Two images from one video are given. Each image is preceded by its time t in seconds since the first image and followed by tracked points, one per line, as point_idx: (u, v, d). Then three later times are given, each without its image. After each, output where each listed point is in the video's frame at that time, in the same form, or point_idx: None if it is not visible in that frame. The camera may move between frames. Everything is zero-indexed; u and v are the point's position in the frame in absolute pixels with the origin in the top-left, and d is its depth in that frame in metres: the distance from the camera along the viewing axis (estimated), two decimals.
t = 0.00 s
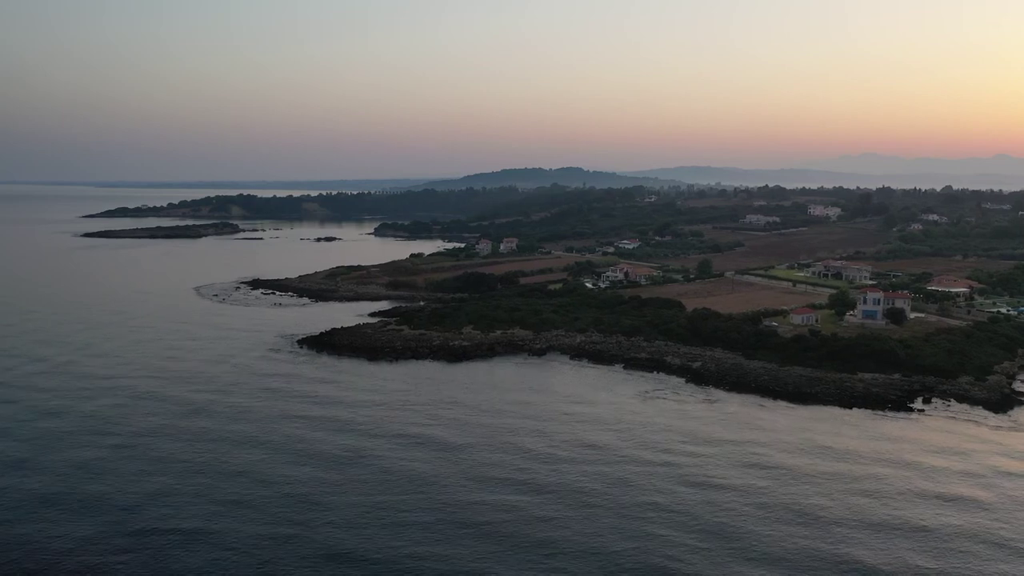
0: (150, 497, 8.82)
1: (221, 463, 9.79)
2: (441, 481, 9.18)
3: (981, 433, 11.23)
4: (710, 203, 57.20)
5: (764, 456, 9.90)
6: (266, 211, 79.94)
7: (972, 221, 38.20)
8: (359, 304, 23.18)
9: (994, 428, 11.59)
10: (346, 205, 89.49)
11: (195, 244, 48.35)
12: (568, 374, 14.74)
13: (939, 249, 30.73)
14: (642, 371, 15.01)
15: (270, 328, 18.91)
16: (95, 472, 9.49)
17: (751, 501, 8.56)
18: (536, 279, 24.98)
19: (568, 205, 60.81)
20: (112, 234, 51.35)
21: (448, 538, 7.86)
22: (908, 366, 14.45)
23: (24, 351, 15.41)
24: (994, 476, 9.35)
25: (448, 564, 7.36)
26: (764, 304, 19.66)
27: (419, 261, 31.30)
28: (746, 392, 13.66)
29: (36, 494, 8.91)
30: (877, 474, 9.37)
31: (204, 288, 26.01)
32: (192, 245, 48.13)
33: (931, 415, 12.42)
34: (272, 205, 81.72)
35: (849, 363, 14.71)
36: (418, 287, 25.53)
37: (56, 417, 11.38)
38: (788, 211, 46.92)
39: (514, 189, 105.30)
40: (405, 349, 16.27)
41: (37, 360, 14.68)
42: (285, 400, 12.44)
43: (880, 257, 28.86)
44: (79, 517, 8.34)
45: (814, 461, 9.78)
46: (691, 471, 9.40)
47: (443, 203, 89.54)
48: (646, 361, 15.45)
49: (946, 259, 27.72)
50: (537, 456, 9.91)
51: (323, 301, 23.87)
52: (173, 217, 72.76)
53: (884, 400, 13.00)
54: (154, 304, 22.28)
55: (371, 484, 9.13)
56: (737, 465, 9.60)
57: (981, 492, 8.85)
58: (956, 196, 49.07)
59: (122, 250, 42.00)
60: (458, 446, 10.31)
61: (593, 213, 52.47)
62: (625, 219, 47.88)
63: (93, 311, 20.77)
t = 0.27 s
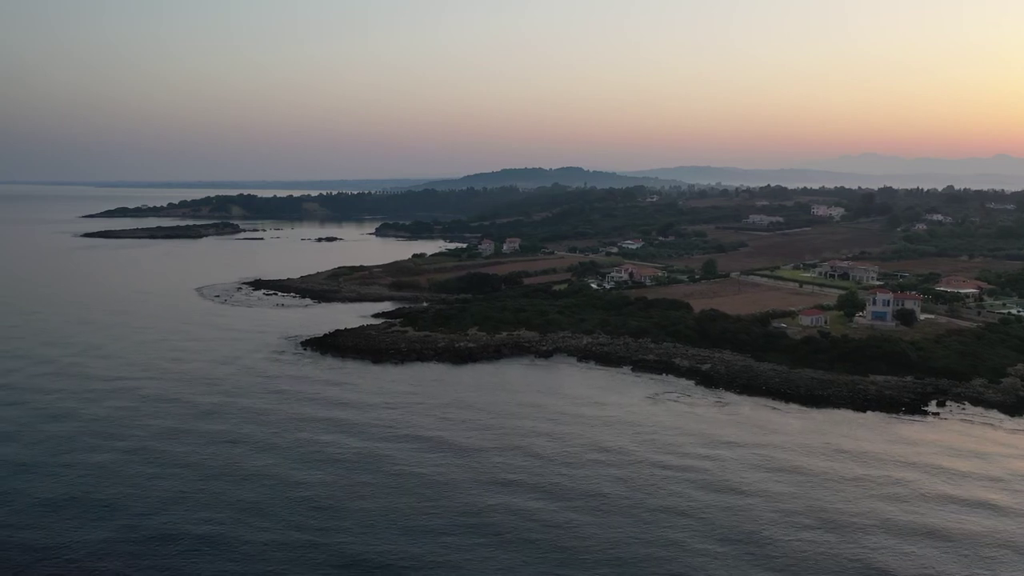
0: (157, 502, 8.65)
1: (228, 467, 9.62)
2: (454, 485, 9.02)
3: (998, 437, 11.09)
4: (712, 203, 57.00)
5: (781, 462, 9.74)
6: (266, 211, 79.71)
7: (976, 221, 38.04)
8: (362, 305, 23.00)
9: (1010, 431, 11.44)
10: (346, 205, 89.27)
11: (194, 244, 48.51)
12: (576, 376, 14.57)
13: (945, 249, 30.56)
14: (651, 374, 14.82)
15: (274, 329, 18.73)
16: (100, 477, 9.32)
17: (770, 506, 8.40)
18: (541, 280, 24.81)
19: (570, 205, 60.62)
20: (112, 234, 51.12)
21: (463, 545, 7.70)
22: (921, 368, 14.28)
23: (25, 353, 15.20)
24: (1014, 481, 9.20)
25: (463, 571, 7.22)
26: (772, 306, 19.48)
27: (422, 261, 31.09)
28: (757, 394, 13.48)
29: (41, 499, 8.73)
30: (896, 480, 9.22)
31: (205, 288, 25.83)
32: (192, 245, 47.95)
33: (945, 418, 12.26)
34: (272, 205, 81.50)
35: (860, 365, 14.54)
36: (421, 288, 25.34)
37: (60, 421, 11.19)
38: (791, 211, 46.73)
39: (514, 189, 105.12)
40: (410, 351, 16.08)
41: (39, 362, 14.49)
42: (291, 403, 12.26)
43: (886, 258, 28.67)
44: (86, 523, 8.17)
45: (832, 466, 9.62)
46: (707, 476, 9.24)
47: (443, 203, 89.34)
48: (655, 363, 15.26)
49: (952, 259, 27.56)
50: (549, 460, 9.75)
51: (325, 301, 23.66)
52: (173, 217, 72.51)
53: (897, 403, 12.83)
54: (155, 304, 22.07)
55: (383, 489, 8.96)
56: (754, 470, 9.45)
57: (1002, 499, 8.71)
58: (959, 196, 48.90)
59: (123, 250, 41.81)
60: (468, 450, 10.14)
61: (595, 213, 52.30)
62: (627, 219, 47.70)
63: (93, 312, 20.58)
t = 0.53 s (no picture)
0: (158, 509, 8.46)
1: (230, 472, 9.44)
2: (462, 491, 8.84)
3: (1010, 440, 10.95)
4: (711, 203, 56.88)
5: (793, 465, 9.57)
6: (263, 211, 79.42)
7: (977, 221, 37.97)
8: (362, 306, 22.80)
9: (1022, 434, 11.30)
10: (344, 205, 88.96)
11: (194, 244, 48.09)
12: (581, 378, 14.39)
13: (947, 249, 30.46)
14: (657, 377, 14.63)
15: (273, 330, 18.52)
16: (100, 482, 9.13)
17: (785, 512, 8.23)
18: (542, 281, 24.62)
19: (568, 205, 60.45)
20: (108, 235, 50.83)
21: (473, 552, 7.53)
22: (930, 370, 14.12)
23: (22, 355, 14.99)
24: None
25: None
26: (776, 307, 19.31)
27: (421, 261, 30.86)
28: (765, 397, 13.30)
29: (40, 506, 8.54)
30: (912, 484, 9.06)
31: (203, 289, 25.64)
32: (190, 245, 47.72)
33: (957, 421, 12.09)
34: (269, 205, 81.19)
35: (868, 367, 14.37)
36: (422, 288, 25.12)
37: (58, 425, 10.99)
38: (790, 211, 46.62)
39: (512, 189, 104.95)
40: (412, 353, 15.87)
41: (36, 364, 14.28)
42: (293, 406, 12.07)
43: (888, 258, 28.52)
44: (86, 531, 7.99)
45: (845, 470, 9.46)
46: (719, 480, 9.08)
47: (441, 203, 89.12)
48: (661, 365, 15.07)
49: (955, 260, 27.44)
50: (558, 465, 9.58)
51: (325, 303, 23.44)
52: (169, 217, 72.20)
53: (908, 406, 12.66)
54: (153, 305, 21.85)
55: (389, 494, 8.78)
56: (766, 474, 9.28)
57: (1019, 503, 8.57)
58: (959, 195, 48.83)
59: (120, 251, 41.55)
60: (475, 455, 9.95)
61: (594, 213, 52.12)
62: (627, 219, 47.52)
63: (90, 312, 20.35)
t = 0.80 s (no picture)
0: (159, 528, 8.23)
1: (232, 488, 9.19)
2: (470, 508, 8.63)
3: None
4: (710, 202, 56.67)
5: (808, 477, 9.35)
6: (259, 211, 79.01)
7: (978, 221, 37.83)
8: (361, 307, 22.52)
9: None
10: (340, 205, 88.55)
11: (187, 244, 48.14)
12: (586, 381, 14.15)
13: (949, 249, 30.29)
14: (663, 380, 14.38)
15: (272, 333, 18.24)
16: (98, 500, 8.89)
17: (803, 531, 8.04)
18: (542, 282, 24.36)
19: (566, 205, 60.18)
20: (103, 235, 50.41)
21: (484, 575, 7.31)
22: (940, 373, 13.89)
23: (16, 360, 14.70)
24: None
25: None
26: (781, 308, 19.08)
27: (419, 262, 30.55)
28: (775, 401, 13.05)
29: (36, 525, 8.29)
30: (930, 498, 8.86)
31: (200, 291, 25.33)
32: (185, 245, 47.38)
33: (971, 425, 11.88)
34: (265, 205, 80.77)
35: (878, 370, 14.14)
36: (421, 289, 24.84)
37: (54, 437, 10.73)
38: (789, 211, 46.43)
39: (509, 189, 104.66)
40: (414, 356, 15.60)
41: (31, 370, 14.00)
42: (295, 414, 11.82)
43: (890, 258, 28.33)
44: (85, 553, 7.76)
45: (861, 481, 9.25)
46: (732, 494, 8.86)
47: (438, 202, 88.79)
48: (667, 368, 14.81)
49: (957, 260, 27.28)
50: (567, 477, 9.35)
51: (323, 304, 23.13)
52: (164, 217, 71.74)
53: (920, 410, 12.43)
54: (149, 306, 21.52)
55: (395, 512, 8.56)
56: (781, 487, 9.07)
57: None
58: (959, 195, 48.71)
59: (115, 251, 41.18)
60: (481, 467, 9.73)
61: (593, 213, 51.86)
62: (625, 219, 47.28)
63: (84, 314, 20.03)
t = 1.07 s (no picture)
0: (157, 537, 8.01)
1: (232, 495, 8.97)
2: (478, 515, 8.40)
3: None
4: (710, 203, 56.50)
5: (823, 483, 9.12)
6: (256, 211, 78.70)
7: (979, 221, 37.70)
8: (361, 308, 22.28)
9: None
10: (338, 205, 88.26)
11: (185, 245, 47.67)
12: (591, 384, 13.93)
13: (952, 250, 30.12)
14: (670, 383, 14.16)
15: (272, 334, 18.00)
16: (96, 506, 8.66)
17: (820, 539, 7.81)
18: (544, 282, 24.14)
19: (565, 205, 59.99)
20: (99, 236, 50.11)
21: None
22: (951, 376, 13.69)
23: (12, 362, 14.48)
24: None
25: None
26: (787, 309, 18.87)
27: (419, 263, 30.31)
28: (784, 404, 12.84)
29: (32, 533, 8.07)
30: (950, 505, 8.63)
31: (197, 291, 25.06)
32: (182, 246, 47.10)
33: (984, 429, 11.68)
34: (262, 205, 80.47)
35: (887, 372, 13.93)
36: (421, 290, 24.61)
37: (51, 441, 10.52)
38: (790, 211, 46.27)
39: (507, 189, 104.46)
40: (415, 358, 15.37)
41: (28, 371, 13.77)
42: (295, 418, 11.57)
43: (894, 259, 28.14)
44: (81, 563, 7.53)
45: (878, 487, 9.02)
46: (745, 500, 8.65)
47: (436, 202, 88.55)
48: (673, 371, 14.59)
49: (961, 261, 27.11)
50: (576, 484, 9.12)
51: (323, 305, 22.88)
52: (161, 217, 71.41)
53: (932, 414, 12.22)
54: (148, 307, 21.28)
55: (400, 520, 8.32)
56: (796, 493, 8.86)
57: None
58: (959, 195, 48.59)
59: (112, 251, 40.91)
60: (487, 472, 9.51)
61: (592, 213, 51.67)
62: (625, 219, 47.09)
63: (80, 315, 19.77)
